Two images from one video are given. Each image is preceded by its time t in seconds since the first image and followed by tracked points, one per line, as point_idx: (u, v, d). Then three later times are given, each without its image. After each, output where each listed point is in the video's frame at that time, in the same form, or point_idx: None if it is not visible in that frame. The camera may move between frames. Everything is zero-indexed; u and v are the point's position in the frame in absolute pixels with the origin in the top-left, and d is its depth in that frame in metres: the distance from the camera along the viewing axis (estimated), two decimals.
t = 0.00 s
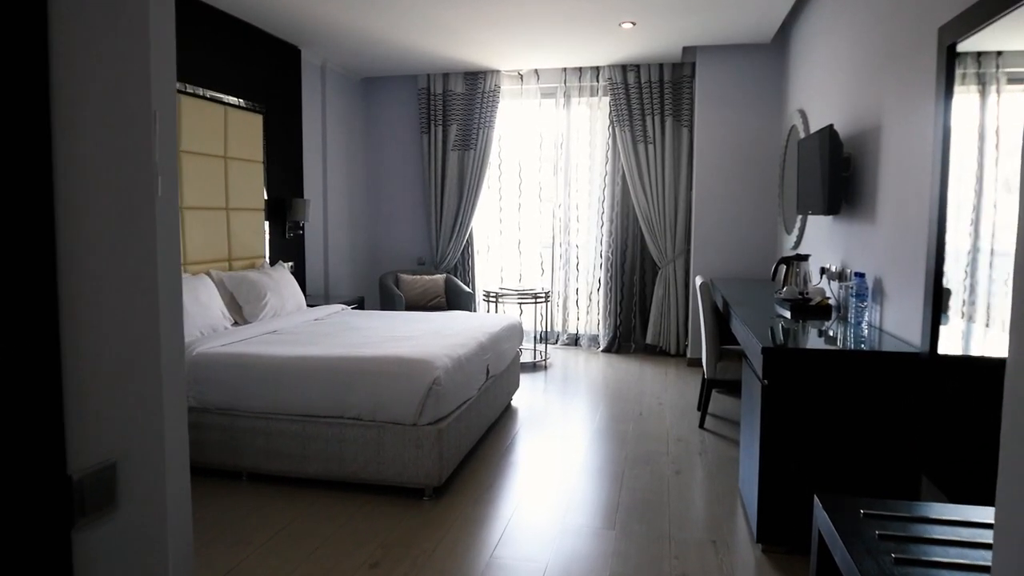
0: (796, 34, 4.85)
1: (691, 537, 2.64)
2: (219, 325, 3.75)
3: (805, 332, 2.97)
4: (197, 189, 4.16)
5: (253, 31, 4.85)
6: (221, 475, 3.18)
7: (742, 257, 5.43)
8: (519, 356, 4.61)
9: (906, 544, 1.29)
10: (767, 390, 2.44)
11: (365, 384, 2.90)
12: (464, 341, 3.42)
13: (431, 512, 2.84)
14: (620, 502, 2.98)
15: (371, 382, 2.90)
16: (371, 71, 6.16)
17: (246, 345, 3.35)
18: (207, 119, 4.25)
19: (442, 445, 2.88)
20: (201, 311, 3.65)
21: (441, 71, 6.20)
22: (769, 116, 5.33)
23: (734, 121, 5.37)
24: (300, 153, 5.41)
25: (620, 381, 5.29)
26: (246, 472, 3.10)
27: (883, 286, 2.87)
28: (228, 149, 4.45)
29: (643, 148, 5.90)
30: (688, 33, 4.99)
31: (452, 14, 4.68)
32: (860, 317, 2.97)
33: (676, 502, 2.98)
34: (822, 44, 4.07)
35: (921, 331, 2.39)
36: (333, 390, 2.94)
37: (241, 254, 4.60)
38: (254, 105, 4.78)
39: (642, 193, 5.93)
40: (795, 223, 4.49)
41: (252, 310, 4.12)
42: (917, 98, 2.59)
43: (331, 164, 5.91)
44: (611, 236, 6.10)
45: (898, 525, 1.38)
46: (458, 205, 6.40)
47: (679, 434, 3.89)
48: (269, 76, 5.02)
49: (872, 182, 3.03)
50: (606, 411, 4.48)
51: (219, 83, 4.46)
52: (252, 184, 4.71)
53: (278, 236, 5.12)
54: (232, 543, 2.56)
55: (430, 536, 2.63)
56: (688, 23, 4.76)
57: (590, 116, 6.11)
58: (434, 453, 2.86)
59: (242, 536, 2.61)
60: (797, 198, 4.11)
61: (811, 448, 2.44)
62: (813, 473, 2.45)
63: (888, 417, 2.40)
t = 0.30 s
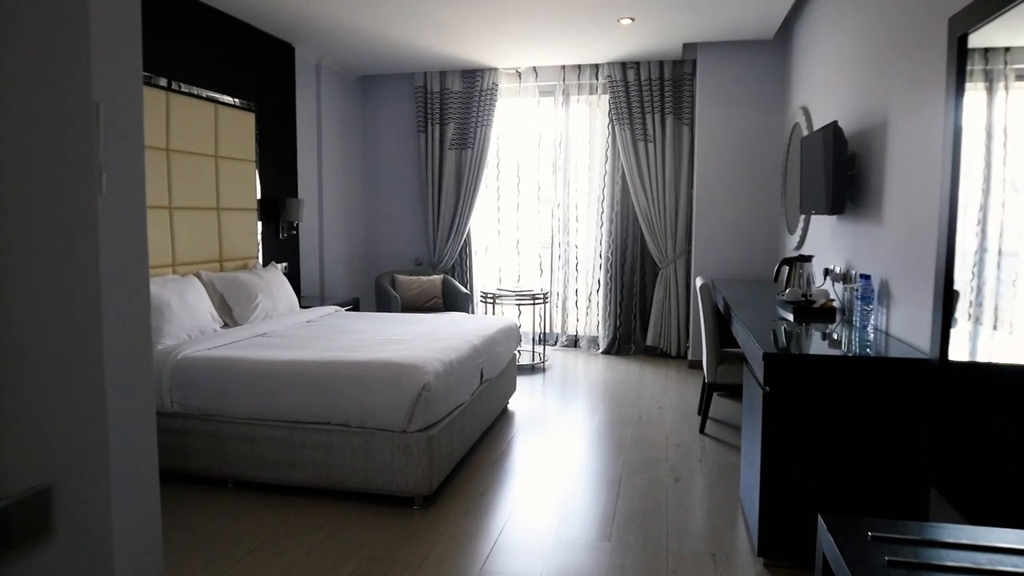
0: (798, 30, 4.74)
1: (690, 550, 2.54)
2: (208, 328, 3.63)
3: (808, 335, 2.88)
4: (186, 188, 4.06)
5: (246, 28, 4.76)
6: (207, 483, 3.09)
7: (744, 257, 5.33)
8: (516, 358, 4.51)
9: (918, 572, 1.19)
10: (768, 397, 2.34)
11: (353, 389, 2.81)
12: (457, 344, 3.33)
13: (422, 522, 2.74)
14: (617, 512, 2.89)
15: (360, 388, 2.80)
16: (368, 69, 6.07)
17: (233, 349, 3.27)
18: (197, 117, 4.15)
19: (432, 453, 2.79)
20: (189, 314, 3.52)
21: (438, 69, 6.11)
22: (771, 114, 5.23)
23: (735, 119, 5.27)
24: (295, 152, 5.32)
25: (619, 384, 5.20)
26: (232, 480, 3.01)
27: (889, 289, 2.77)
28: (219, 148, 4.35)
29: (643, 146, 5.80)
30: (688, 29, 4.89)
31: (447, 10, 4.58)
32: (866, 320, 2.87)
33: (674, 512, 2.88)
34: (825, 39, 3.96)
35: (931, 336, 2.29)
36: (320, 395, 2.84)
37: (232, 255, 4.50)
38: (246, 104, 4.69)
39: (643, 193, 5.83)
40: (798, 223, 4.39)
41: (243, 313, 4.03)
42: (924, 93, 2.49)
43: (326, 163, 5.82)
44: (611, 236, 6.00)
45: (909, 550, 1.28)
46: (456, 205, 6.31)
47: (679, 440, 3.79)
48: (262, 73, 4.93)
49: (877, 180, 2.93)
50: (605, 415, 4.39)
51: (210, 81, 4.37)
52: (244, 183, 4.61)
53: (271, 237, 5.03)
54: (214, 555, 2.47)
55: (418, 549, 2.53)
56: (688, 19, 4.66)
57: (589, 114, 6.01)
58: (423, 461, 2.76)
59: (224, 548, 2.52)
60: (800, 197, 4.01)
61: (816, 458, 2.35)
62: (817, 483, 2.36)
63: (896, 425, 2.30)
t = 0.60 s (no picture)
0: (802, 26, 4.65)
1: (690, 563, 2.45)
2: (198, 330, 3.54)
3: (812, 339, 2.79)
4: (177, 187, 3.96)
5: (240, 25, 4.68)
6: (194, 491, 3.00)
7: (747, 257, 5.23)
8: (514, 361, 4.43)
9: None
10: (770, 405, 2.25)
11: (342, 394, 2.73)
12: (451, 347, 3.24)
13: (413, 532, 2.66)
14: (615, 521, 2.80)
15: (349, 393, 2.72)
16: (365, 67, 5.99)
17: (221, 352, 3.19)
18: (188, 115, 4.06)
19: (423, 459, 2.71)
20: (178, 316, 3.44)
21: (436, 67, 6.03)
22: (775, 112, 5.13)
23: (737, 117, 5.18)
24: (291, 151, 5.25)
25: (620, 386, 5.11)
26: (220, 487, 2.93)
27: (896, 291, 2.68)
28: (211, 147, 4.25)
29: (644, 145, 5.71)
30: (690, 25, 4.79)
31: (445, 6, 4.50)
32: (872, 323, 2.78)
33: (674, 522, 2.79)
34: (830, 35, 3.87)
35: (940, 342, 2.19)
36: (308, 401, 2.76)
37: (225, 256, 4.41)
38: (240, 102, 4.59)
39: (644, 193, 5.74)
40: (802, 223, 4.30)
41: (234, 315, 3.95)
42: (933, 89, 2.40)
43: (323, 163, 5.75)
44: (611, 236, 5.91)
45: None
46: (454, 205, 6.23)
47: (680, 445, 3.70)
48: (257, 71, 4.85)
49: (884, 179, 2.83)
50: (604, 419, 4.30)
51: (202, 79, 4.28)
52: (238, 182, 4.52)
53: (266, 237, 4.92)
54: (197, 566, 2.39)
55: (408, 560, 2.45)
56: (689, 15, 4.57)
57: (590, 112, 5.92)
58: (414, 469, 2.68)
59: (207, 559, 2.44)
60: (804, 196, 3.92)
61: (820, 468, 2.25)
62: (822, 495, 2.26)
63: (903, 433, 2.21)
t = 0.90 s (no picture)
0: (808, 22, 4.55)
1: None
2: (189, 332, 3.48)
3: (818, 343, 2.70)
4: (170, 187, 3.89)
5: (237, 22, 4.61)
6: (182, 497, 2.93)
7: (751, 258, 5.14)
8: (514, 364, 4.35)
9: None
10: (774, 412, 2.16)
11: (333, 400, 2.65)
12: (447, 351, 3.16)
13: (405, 542, 2.58)
14: (614, 532, 2.71)
15: (339, 398, 2.64)
16: (364, 65, 5.92)
17: (212, 355, 3.12)
18: (182, 114, 3.98)
19: (416, 467, 2.62)
20: (169, 317, 3.37)
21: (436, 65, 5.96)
22: (780, 110, 5.03)
23: (742, 115, 5.08)
24: (288, 151, 5.18)
25: (623, 390, 5.02)
26: (208, 494, 2.86)
27: (906, 294, 2.58)
28: (205, 146, 4.17)
29: (647, 145, 5.62)
30: (693, 22, 4.69)
31: (444, 3, 4.41)
32: (880, 327, 2.69)
33: (675, 533, 2.70)
34: (837, 30, 3.77)
35: (952, 347, 2.09)
36: (298, 407, 2.69)
37: (220, 257, 4.34)
38: (236, 100, 4.51)
39: (647, 192, 5.65)
40: (808, 223, 4.21)
41: (228, 316, 3.88)
42: (943, 83, 2.31)
43: (321, 162, 5.68)
44: (614, 237, 5.82)
45: None
46: (455, 205, 6.15)
47: (682, 451, 3.61)
48: (254, 69, 4.77)
49: (893, 178, 2.73)
50: (606, 423, 4.21)
51: (198, 77, 4.21)
52: (234, 182, 4.44)
53: (262, 238, 4.83)
54: None
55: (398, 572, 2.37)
56: (693, 11, 4.47)
57: (592, 111, 5.84)
58: (407, 477, 2.60)
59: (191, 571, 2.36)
60: (810, 196, 3.82)
61: (825, 478, 2.16)
62: (829, 507, 2.17)
63: (913, 442, 2.12)
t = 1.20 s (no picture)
0: (819, 17, 4.43)
1: None
2: (183, 334, 3.40)
3: (829, 348, 2.59)
4: (166, 187, 3.82)
5: (236, 19, 4.53)
6: (172, 504, 2.86)
7: (760, 260, 5.02)
8: (516, 368, 4.25)
9: None
10: (782, 421, 2.06)
11: (324, 406, 2.55)
12: (445, 355, 3.07)
13: (398, 554, 2.49)
14: (615, 544, 2.61)
15: (331, 403, 2.55)
16: (367, 63, 5.84)
17: (204, 358, 3.04)
18: (178, 112, 3.90)
19: (410, 476, 2.53)
20: (161, 319, 3.30)
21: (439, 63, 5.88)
22: (791, 108, 4.91)
23: (751, 113, 4.96)
24: (289, 150, 5.11)
25: (629, 393, 4.91)
26: (197, 501, 2.78)
27: (922, 297, 2.46)
28: (202, 145, 4.09)
29: (653, 144, 5.51)
30: (701, 17, 4.58)
31: None
32: (895, 332, 2.57)
33: (679, 545, 2.59)
34: (849, 23, 3.65)
35: (974, 354, 1.98)
36: (289, 413, 2.60)
37: (217, 258, 4.26)
38: (234, 99, 4.43)
39: (653, 192, 5.54)
40: (819, 224, 4.09)
41: (224, 318, 3.81)
42: (962, 75, 2.19)
43: (323, 162, 5.61)
44: (620, 237, 5.71)
45: None
46: (458, 205, 6.06)
47: (688, 458, 3.50)
48: (254, 67, 4.70)
49: (908, 175, 2.61)
50: (610, 429, 4.11)
51: (196, 75, 4.13)
52: (232, 182, 4.36)
53: (261, 238, 4.76)
54: None
55: None
56: (700, 6, 4.36)
57: (597, 109, 5.73)
58: (400, 486, 2.51)
59: None
60: (821, 195, 3.71)
61: (836, 492, 2.05)
62: (841, 522, 2.06)
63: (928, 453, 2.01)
